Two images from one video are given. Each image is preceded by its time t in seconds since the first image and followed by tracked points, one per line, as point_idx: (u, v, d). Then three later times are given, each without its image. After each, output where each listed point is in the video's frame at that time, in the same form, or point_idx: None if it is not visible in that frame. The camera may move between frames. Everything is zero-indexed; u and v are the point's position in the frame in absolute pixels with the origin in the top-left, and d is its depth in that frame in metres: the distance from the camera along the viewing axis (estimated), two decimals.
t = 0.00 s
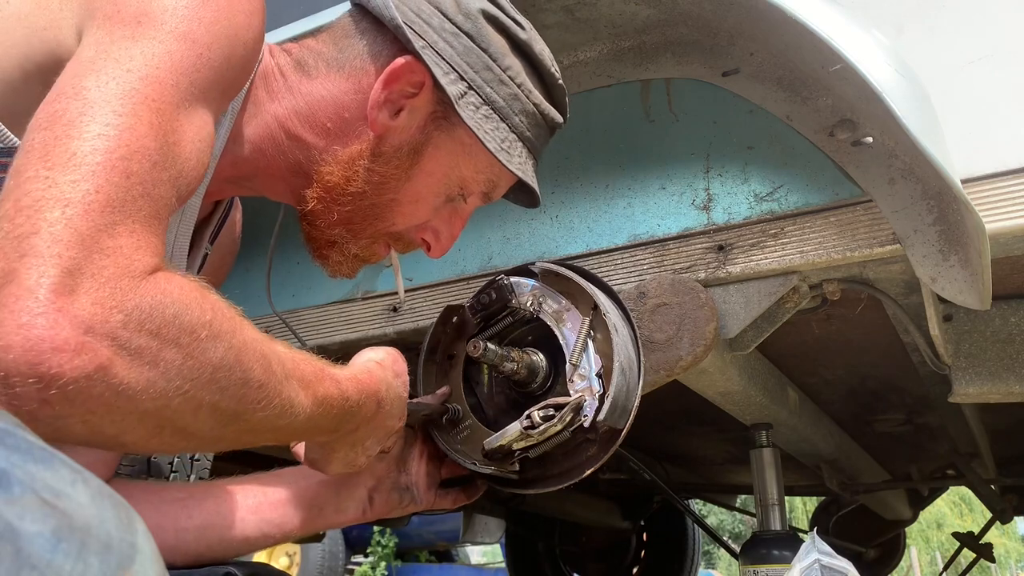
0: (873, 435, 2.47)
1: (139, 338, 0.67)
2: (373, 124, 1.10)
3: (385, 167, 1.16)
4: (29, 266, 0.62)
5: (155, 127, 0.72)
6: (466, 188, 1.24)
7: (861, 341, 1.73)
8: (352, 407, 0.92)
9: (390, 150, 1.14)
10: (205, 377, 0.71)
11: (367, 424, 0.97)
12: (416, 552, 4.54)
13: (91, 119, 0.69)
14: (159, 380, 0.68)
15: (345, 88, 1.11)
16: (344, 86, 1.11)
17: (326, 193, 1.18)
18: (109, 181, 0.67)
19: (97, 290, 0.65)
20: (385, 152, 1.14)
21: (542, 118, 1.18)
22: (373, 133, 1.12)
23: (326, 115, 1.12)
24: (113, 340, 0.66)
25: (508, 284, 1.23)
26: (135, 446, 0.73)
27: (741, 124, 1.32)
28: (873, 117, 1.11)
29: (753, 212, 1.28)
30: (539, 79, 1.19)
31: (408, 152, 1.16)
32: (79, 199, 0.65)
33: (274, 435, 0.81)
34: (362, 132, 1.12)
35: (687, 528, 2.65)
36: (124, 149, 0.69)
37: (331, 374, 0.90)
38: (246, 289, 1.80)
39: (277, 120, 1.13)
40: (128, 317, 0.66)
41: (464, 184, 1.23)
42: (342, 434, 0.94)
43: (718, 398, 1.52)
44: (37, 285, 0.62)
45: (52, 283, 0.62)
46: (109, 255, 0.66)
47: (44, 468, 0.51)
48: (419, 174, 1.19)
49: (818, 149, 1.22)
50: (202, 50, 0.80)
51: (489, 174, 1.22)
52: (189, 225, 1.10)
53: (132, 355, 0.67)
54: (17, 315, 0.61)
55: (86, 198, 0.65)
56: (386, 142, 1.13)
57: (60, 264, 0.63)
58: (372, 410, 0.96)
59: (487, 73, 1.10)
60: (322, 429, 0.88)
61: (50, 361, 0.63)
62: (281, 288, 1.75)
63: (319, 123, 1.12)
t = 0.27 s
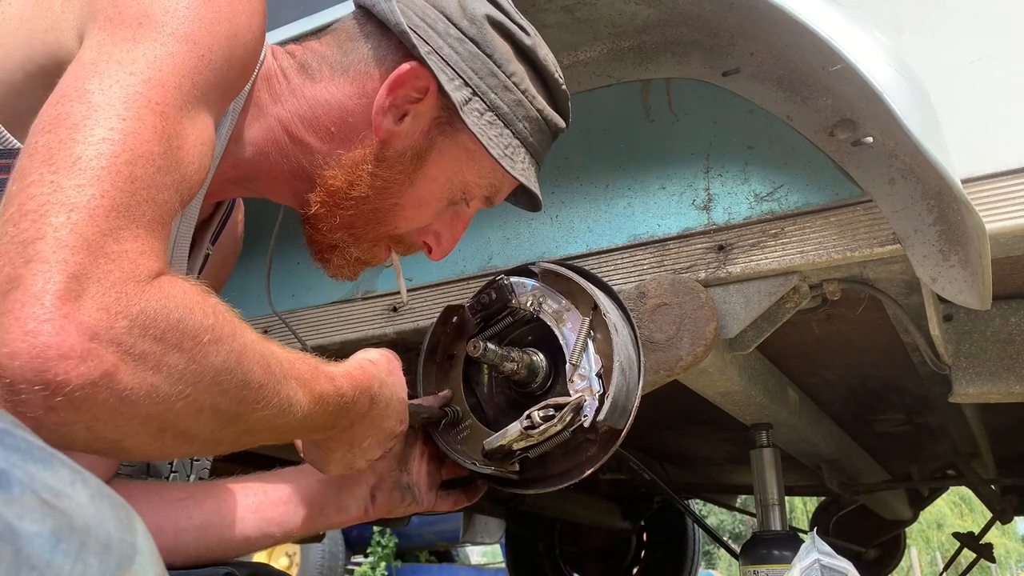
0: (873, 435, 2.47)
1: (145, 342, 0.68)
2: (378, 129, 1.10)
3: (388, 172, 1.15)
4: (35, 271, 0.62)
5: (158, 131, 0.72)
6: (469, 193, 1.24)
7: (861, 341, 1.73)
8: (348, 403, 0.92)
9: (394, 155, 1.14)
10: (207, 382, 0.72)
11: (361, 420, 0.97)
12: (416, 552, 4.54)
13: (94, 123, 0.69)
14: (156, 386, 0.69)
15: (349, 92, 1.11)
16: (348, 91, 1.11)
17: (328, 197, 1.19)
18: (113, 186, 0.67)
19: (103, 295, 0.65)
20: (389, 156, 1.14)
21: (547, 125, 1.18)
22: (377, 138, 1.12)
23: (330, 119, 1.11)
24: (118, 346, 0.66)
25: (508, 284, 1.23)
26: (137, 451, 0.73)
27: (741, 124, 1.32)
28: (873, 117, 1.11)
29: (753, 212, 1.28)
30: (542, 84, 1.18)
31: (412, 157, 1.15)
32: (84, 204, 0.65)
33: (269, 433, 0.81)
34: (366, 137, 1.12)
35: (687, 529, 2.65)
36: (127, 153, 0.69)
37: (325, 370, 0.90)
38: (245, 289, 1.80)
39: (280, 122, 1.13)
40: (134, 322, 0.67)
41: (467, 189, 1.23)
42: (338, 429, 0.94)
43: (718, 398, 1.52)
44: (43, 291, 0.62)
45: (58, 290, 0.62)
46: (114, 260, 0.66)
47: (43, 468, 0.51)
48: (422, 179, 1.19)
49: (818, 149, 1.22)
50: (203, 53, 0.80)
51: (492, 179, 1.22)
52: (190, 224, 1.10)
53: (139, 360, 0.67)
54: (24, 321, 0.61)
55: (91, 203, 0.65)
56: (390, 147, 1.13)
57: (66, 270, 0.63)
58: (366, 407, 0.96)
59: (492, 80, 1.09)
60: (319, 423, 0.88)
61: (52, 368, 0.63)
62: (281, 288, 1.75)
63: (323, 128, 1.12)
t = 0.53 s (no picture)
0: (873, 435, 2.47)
1: (143, 364, 0.68)
2: (387, 133, 1.10)
3: (398, 175, 1.15)
4: (37, 295, 0.62)
5: (161, 147, 0.72)
6: (476, 194, 1.24)
7: (861, 341, 1.73)
8: (336, 409, 0.92)
9: (403, 159, 1.14)
10: (202, 405, 0.72)
11: (350, 423, 0.97)
12: (416, 552, 4.54)
13: (96, 141, 0.69)
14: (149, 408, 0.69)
15: (357, 97, 1.11)
16: (357, 96, 1.11)
17: (340, 203, 1.19)
18: (115, 207, 0.67)
19: (105, 318, 0.65)
20: (398, 159, 1.14)
21: (548, 125, 1.19)
22: (386, 143, 1.12)
23: (339, 124, 1.11)
24: (117, 370, 0.66)
25: (508, 284, 1.23)
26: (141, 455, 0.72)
27: (741, 124, 1.32)
28: (873, 117, 1.11)
29: (753, 212, 1.28)
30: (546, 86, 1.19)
31: (421, 160, 1.16)
32: (86, 225, 0.65)
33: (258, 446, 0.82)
34: (374, 142, 1.12)
35: (687, 528, 2.66)
36: (130, 172, 0.69)
37: (313, 381, 0.89)
38: (245, 290, 1.80)
39: (289, 129, 1.12)
40: (132, 344, 0.67)
41: (474, 190, 1.24)
42: (327, 432, 0.94)
43: (718, 398, 1.52)
44: (45, 316, 0.62)
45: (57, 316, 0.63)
46: (117, 281, 0.66)
47: (42, 468, 0.51)
48: (431, 182, 1.19)
49: (818, 149, 1.22)
50: (204, 65, 0.79)
51: (498, 180, 1.23)
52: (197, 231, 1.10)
53: (138, 382, 0.67)
54: (26, 346, 0.62)
55: (93, 225, 0.65)
56: (400, 150, 1.13)
57: (66, 295, 0.63)
58: (354, 410, 0.96)
59: (497, 84, 1.10)
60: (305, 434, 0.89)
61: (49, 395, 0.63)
62: (281, 289, 1.75)
63: (333, 134, 1.12)
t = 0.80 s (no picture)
0: (873, 435, 2.47)
1: (107, 372, 0.67)
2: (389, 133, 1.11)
3: (400, 174, 1.16)
4: (5, 303, 0.62)
5: (150, 156, 0.72)
6: (475, 193, 1.25)
7: (861, 341, 1.73)
8: (330, 421, 0.92)
9: (405, 158, 1.14)
10: (171, 415, 0.71)
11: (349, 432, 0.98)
12: (415, 552, 4.54)
13: (84, 148, 0.69)
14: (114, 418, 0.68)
15: (359, 97, 1.11)
16: (358, 96, 1.11)
17: (341, 202, 1.19)
18: (95, 218, 0.67)
19: (71, 328, 0.65)
20: (400, 158, 1.14)
21: (548, 126, 1.19)
22: (388, 142, 1.12)
23: (341, 124, 1.11)
24: (79, 378, 0.66)
25: (508, 284, 1.23)
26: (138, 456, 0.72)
27: (741, 124, 1.32)
28: (873, 117, 1.11)
29: (753, 212, 1.28)
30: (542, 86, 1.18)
31: (422, 159, 1.16)
32: (64, 235, 0.65)
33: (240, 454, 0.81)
34: (376, 142, 1.12)
35: (687, 528, 2.66)
36: (114, 183, 0.69)
37: (305, 392, 0.89)
38: (245, 290, 1.80)
39: (292, 130, 1.13)
40: (96, 353, 0.66)
41: (473, 189, 1.24)
42: (323, 440, 0.94)
43: (718, 398, 1.52)
44: (8, 323, 0.62)
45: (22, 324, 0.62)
46: (86, 290, 0.66)
47: (43, 468, 0.51)
48: (432, 181, 1.19)
49: (818, 149, 1.22)
50: (203, 73, 0.79)
51: (497, 178, 1.24)
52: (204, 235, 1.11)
53: (98, 393, 0.67)
54: None
55: (70, 235, 0.66)
56: (402, 149, 1.13)
57: (33, 304, 0.63)
58: (352, 420, 0.96)
59: (498, 84, 1.10)
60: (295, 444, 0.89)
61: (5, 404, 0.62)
62: (281, 288, 1.75)
63: (335, 133, 1.12)
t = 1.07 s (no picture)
0: (873, 435, 2.47)
1: (69, 378, 0.68)
2: (386, 124, 1.12)
3: (397, 166, 1.16)
4: None
5: (126, 161, 0.73)
6: (470, 184, 1.25)
7: (861, 341, 1.73)
8: (318, 426, 0.91)
9: (401, 150, 1.15)
10: (138, 418, 0.72)
11: (343, 436, 0.97)
12: (416, 552, 4.55)
13: (59, 153, 0.70)
14: (79, 422, 0.69)
15: (355, 91, 1.12)
16: (354, 90, 1.12)
17: (338, 193, 1.17)
18: (64, 224, 0.68)
19: (33, 333, 0.66)
20: (397, 149, 1.15)
21: (539, 118, 1.19)
22: (385, 134, 1.13)
23: (338, 119, 1.12)
24: (38, 384, 0.66)
25: (508, 284, 1.23)
26: (130, 443, 0.74)
27: (741, 124, 1.32)
28: (873, 117, 1.11)
29: (753, 212, 1.28)
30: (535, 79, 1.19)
31: (418, 152, 1.17)
32: (32, 240, 0.66)
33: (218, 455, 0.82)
34: (372, 134, 1.13)
35: (687, 528, 2.66)
36: (86, 189, 0.70)
37: (292, 397, 0.88)
38: (245, 290, 1.80)
39: (287, 126, 1.12)
40: (58, 359, 0.67)
41: (469, 182, 1.25)
42: (314, 440, 0.94)
43: (718, 398, 1.52)
44: None
45: None
46: (51, 295, 0.67)
47: (42, 468, 0.51)
48: (430, 172, 1.20)
49: (818, 149, 1.22)
50: (187, 76, 0.80)
51: (493, 170, 1.24)
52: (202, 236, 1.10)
53: (60, 398, 0.67)
54: None
55: (38, 240, 0.66)
56: (398, 141, 1.14)
57: None
58: (344, 424, 0.96)
59: (492, 76, 1.11)
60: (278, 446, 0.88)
61: None
62: (281, 288, 1.74)
63: (332, 127, 1.12)
